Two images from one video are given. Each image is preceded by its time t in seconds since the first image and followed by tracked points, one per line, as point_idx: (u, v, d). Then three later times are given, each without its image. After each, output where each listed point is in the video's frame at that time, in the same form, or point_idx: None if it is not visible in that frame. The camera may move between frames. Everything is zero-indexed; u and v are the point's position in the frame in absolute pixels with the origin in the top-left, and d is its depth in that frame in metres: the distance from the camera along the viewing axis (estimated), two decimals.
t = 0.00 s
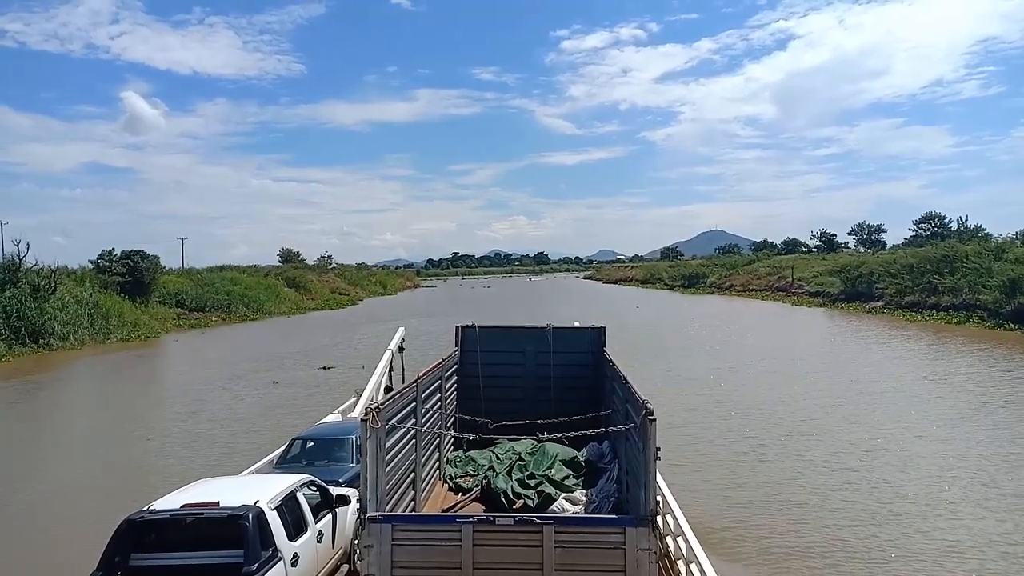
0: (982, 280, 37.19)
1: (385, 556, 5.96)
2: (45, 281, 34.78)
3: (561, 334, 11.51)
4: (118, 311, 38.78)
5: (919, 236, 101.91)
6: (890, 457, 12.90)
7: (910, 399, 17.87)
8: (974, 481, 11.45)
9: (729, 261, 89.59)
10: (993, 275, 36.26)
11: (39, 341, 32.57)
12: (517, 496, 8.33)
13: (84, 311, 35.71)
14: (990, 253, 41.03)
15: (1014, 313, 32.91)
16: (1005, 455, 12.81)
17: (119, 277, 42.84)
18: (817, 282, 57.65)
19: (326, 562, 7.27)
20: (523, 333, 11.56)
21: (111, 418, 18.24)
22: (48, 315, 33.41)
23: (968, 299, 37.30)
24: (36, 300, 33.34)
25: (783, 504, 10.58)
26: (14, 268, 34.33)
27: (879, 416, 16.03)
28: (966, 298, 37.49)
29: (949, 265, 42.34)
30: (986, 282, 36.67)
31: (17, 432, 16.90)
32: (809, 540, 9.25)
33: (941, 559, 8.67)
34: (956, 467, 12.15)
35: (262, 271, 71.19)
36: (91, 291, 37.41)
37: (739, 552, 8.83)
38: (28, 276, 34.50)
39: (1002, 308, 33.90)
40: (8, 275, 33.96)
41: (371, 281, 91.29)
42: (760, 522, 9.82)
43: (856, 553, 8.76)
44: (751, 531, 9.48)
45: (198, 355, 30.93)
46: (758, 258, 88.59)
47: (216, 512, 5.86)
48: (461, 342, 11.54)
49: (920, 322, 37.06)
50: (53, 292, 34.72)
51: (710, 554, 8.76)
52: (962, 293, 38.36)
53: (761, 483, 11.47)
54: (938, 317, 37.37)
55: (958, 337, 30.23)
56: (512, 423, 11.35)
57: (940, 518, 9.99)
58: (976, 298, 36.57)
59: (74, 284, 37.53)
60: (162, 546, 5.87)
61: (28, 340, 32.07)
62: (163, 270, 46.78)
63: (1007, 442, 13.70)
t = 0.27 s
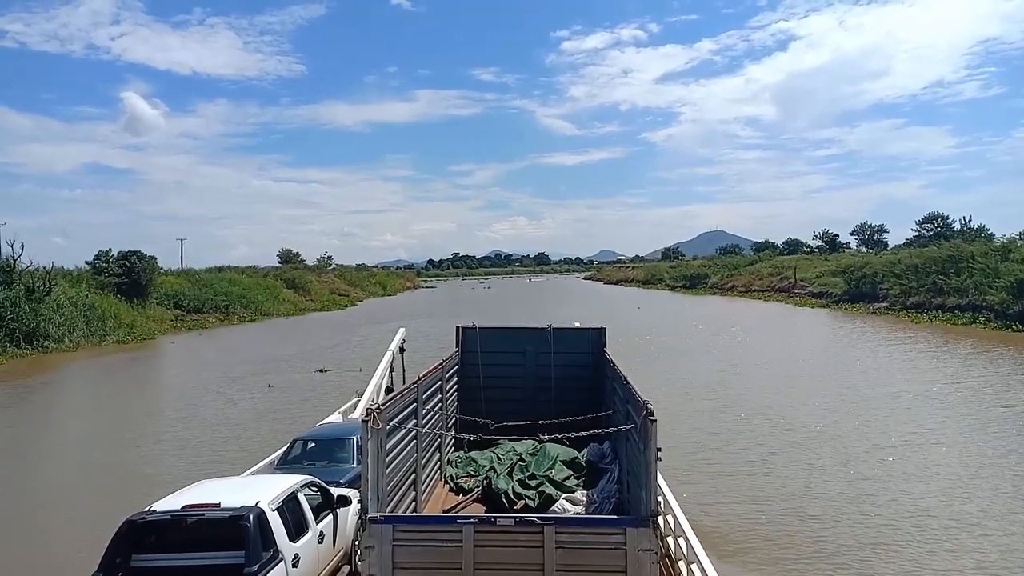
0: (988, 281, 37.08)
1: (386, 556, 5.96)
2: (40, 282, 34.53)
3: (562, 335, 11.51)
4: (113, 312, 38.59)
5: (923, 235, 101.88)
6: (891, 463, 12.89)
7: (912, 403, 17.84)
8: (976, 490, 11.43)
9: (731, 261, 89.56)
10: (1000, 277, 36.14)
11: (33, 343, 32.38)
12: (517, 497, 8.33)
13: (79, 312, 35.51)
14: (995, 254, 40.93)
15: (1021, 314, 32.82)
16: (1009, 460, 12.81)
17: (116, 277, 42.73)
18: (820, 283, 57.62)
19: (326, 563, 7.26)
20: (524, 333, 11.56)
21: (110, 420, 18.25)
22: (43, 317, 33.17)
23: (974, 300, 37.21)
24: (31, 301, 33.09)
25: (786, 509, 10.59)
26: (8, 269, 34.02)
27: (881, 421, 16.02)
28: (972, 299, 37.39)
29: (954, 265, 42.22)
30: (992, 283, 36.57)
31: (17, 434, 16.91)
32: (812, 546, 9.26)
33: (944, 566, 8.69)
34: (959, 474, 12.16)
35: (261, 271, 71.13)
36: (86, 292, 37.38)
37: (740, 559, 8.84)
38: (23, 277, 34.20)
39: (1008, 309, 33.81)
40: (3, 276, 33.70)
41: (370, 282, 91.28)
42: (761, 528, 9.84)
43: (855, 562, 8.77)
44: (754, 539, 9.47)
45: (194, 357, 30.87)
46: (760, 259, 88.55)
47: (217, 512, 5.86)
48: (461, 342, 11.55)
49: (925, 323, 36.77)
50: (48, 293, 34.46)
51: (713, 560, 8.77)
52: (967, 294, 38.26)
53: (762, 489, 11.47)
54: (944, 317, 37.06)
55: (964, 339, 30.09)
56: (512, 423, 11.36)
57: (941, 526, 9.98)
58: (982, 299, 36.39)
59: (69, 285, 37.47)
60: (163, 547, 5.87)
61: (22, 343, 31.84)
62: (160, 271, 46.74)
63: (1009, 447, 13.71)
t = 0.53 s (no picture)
0: (995, 281, 36.97)
1: (386, 559, 5.95)
2: (34, 286, 34.42)
3: (563, 336, 11.51)
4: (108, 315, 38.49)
5: (925, 234, 101.88)
6: (892, 461, 12.88)
7: (915, 402, 17.81)
8: (978, 486, 11.41)
9: (733, 261, 89.51)
10: (1006, 277, 36.02)
11: (28, 347, 32.29)
12: (518, 499, 8.32)
13: (74, 316, 35.41)
14: (1000, 252, 40.84)
15: None
16: (1013, 457, 12.78)
17: (113, 280, 42.70)
18: (823, 283, 57.57)
19: (327, 565, 7.25)
20: (524, 335, 11.55)
21: (110, 423, 18.23)
22: (37, 321, 33.07)
23: (981, 300, 37.10)
24: (25, 305, 33.00)
25: (788, 507, 10.58)
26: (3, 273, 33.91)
27: (883, 420, 16.00)
28: (978, 300, 37.27)
29: (959, 265, 42.14)
30: (999, 283, 36.46)
31: (17, 437, 16.89)
32: (816, 543, 9.24)
33: (948, 563, 8.66)
34: (963, 471, 12.13)
35: (260, 273, 71.12)
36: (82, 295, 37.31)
37: (742, 558, 8.81)
38: (17, 280, 34.09)
39: (1015, 310, 33.70)
40: None
41: (370, 283, 91.30)
42: (764, 526, 9.82)
43: (855, 560, 8.76)
44: (757, 537, 9.46)
45: (190, 360, 30.83)
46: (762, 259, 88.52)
47: (217, 515, 5.85)
48: (462, 344, 11.54)
49: (931, 324, 36.63)
50: (43, 297, 34.35)
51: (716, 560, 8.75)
52: (974, 294, 38.15)
53: (763, 488, 11.47)
54: (950, 318, 36.95)
55: (970, 339, 30.01)
56: (513, 425, 11.34)
57: (944, 525, 9.95)
58: (989, 299, 36.29)
59: (65, 288, 37.39)
60: (163, 550, 5.86)
61: (17, 347, 31.75)
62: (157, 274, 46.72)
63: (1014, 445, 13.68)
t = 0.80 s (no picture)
0: (1004, 283, 36.77)
1: (387, 558, 5.95)
2: (30, 283, 34.41)
3: (565, 336, 11.51)
4: (106, 312, 38.45)
5: (931, 236, 101.60)
6: (895, 465, 12.85)
7: (919, 406, 17.75)
8: (981, 493, 11.37)
9: (738, 263, 89.32)
10: (1016, 280, 35.83)
11: (23, 344, 32.26)
12: (519, 498, 8.32)
13: (70, 313, 35.39)
14: (1009, 255, 40.65)
15: None
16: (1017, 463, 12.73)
17: (111, 277, 42.73)
18: (828, 285, 57.42)
19: (328, 564, 7.25)
20: (526, 334, 11.56)
21: (111, 422, 18.24)
22: (33, 319, 33.04)
23: (990, 303, 36.90)
24: (21, 302, 33.00)
25: (790, 511, 10.56)
26: None
27: (886, 424, 15.95)
28: (988, 303, 37.08)
29: (968, 267, 41.95)
30: (1008, 286, 36.26)
31: (19, 435, 16.90)
32: (818, 547, 9.21)
33: (951, 568, 8.64)
34: (966, 477, 12.10)
35: (261, 272, 71.15)
36: (79, 293, 37.21)
37: (744, 561, 8.79)
38: (14, 278, 34.09)
39: None
40: None
41: (372, 283, 91.28)
42: (766, 530, 9.80)
43: (857, 563, 8.73)
44: (760, 541, 9.43)
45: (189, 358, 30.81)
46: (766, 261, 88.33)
47: (218, 513, 5.86)
48: (464, 343, 11.56)
49: (940, 327, 36.31)
50: (39, 294, 34.34)
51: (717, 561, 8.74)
52: (982, 296, 37.96)
53: (765, 491, 11.46)
54: (958, 321, 36.63)
55: (977, 343, 29.85)
56: (514, 424, 11.34)
57: (947, 529, 9.92)
58: (999, 302, 36.08)
59: (62, 286, 37.36)
60: (164, 547, 5.87)
61: (12, 344, 31.74)
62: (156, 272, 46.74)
63: (1018, 450, 13.63)
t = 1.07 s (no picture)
0: (1012, 286, 36.60)
1: (387, 556, 5.96)
2: (24, 280, 34.35)
3: (565, 336, 11.52)
4: (102, 309, 38.33)
5: (936, 238, 101.35)
6: (896, 467, 12.83)
7: (920, 409, 17.73)
8: (981, 495, 11.37)
9: (740, 263, 89.15)
10: None
11: (15, 342, 32.18)
12: (519, 498, 8.33)
13: (65, 310, 35.31)
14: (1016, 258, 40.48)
15: None
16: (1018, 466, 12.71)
17: (107, 274, 42.70)
18: (832, 287, 57.29)
19: (327, 562, 7.26)
20: (527, 334, 11.57)
21: (110, 420, 18.24)
22: (26, 316, 32.95)
23: (998, 306, 36.72)
24: (15, 299, 32.95)
25: (790, 512, 10.54)
26: None
27: (887, 427, 15.94)
28: (995, 305, 36.90)
29: (974, 269, 41.78)
30: (1016, 289, 36.09)
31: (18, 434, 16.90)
32: (817, 549, 9.20)
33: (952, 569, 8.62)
34: (967, 480, 12.09)
35: (261, 270, 71.11)
36: (74, 290, 37.07)
37: (744, 562, 8.79)
38: (8, 275, 34.03)
39: None
40: None
41: (373, 281, 91.23)
42: (765, 531, 9.79)
43: (855, 564, 8.75)
44: (760, 542, 9.42)
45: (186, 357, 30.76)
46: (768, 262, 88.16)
47: (218, 510, 5.87)
48: (465, 342, 11.57)
49: (946, 329, 36.10)
50: (33, 291, 34.26)
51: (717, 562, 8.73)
52: (990, 299, 37.78)
53: (764, 491, 11.47)
54: (965, 324, 36.33)
55: (982, 346, 29.75)
56: (515, 424, 11.35)
57: (947, 531, 9.91)
58: (1007, 305, 35.90)
59: (57, 283, 37.25)
60: (164, 545, 5.89)
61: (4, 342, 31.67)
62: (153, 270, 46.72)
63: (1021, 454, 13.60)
